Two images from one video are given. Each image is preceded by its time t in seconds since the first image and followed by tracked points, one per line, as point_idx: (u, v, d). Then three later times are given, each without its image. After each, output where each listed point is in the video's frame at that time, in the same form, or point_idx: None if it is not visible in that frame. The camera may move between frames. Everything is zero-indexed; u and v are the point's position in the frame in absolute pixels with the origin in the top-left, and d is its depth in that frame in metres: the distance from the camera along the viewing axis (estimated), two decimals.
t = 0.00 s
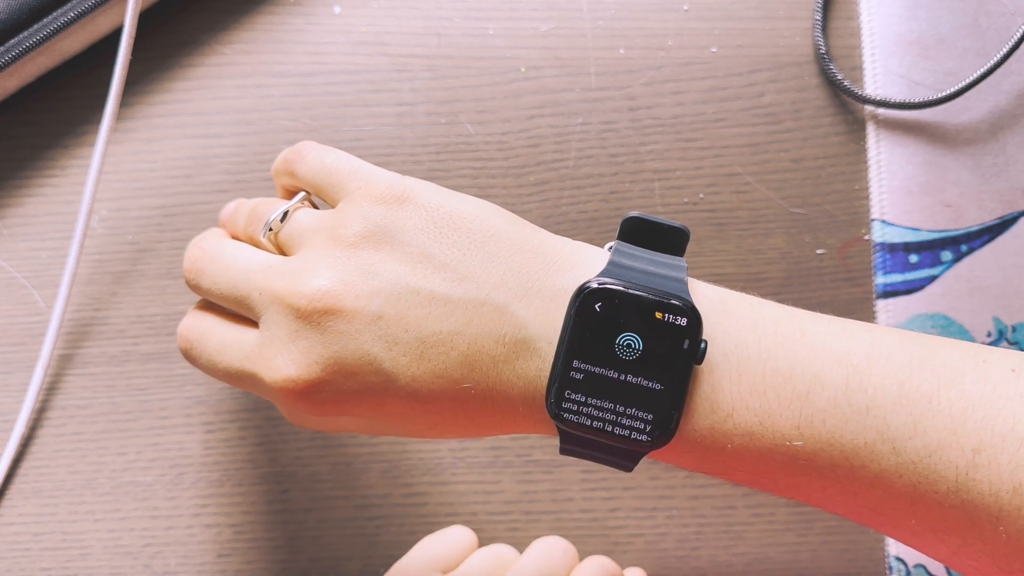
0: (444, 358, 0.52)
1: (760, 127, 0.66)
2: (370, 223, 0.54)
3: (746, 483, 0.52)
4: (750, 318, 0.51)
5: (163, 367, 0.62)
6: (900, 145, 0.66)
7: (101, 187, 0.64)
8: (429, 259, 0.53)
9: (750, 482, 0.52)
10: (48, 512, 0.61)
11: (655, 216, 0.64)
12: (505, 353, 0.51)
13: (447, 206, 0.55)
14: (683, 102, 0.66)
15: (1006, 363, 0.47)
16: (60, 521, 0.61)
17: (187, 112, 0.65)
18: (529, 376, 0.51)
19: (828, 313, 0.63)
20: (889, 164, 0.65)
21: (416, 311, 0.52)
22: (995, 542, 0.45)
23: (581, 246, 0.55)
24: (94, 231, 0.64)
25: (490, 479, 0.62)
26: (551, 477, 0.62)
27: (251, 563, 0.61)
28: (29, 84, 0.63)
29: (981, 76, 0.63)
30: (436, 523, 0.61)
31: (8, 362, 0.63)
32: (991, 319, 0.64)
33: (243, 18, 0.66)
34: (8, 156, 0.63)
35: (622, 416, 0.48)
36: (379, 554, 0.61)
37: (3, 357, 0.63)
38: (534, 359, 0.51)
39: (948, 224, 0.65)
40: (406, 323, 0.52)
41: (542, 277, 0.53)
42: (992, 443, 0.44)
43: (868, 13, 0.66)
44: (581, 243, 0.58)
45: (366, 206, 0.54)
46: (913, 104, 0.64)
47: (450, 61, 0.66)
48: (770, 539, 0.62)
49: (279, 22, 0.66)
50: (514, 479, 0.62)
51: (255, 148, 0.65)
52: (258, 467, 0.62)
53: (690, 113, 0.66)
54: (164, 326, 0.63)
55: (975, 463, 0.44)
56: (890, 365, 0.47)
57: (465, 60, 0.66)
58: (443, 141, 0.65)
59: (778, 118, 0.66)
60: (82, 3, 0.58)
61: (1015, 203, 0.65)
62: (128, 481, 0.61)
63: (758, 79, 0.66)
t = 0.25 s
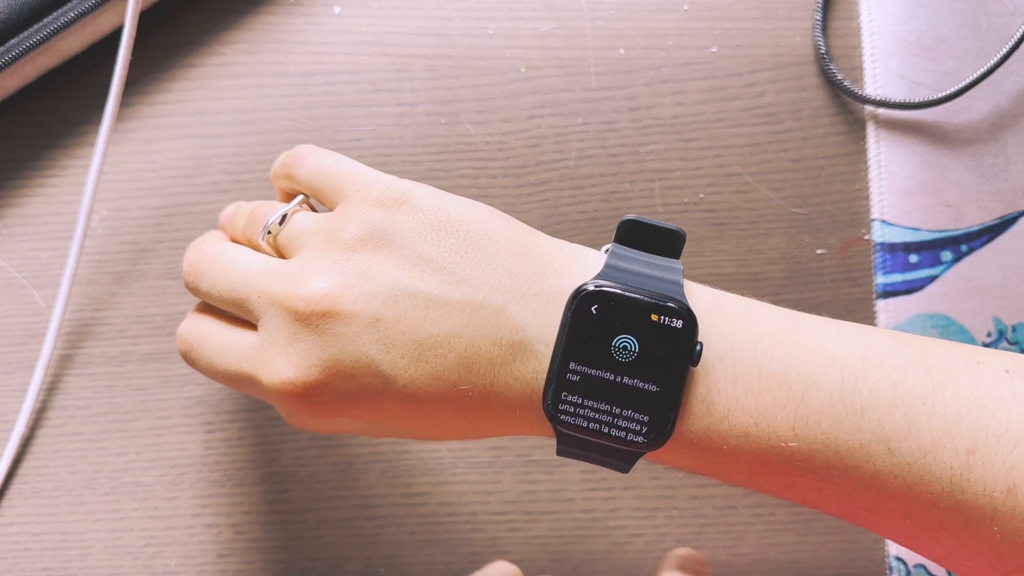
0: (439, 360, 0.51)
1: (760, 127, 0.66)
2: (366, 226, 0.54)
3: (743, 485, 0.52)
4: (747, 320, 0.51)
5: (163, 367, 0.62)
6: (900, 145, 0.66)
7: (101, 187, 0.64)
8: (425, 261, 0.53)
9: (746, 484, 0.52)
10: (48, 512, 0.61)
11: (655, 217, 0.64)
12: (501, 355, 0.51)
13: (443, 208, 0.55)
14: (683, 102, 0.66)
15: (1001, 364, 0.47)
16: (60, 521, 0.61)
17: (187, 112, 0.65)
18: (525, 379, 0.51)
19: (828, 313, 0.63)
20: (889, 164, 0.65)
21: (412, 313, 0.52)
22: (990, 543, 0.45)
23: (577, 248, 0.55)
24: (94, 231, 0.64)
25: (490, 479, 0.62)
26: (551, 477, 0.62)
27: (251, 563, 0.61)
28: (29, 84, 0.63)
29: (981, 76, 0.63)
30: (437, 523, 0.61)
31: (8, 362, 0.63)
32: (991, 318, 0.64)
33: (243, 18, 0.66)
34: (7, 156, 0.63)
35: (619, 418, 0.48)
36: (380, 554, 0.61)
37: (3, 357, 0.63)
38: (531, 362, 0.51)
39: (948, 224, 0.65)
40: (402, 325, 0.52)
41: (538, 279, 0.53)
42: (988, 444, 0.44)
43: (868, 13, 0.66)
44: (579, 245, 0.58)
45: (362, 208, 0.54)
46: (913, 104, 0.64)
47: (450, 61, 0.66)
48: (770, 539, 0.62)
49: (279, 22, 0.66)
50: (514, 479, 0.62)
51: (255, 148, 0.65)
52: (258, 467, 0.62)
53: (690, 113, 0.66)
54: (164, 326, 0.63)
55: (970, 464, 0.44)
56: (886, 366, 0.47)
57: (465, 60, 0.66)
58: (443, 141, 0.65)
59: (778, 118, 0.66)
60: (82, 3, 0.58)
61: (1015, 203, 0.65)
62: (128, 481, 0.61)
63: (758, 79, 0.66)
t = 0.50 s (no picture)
0: (434, 364, 0.51)
1: (760, 127, 0.66)
2: (359, 230, 0.54)
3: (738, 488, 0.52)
4: (740, 323, 0.51)
5: (163, 367, 0.63)
6: (900, 145, 0.66)
7: (101, 187, 0.64)
8: (419, 265, 0.53)
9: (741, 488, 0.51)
10: (49, 512, 0.61)
11: (655, 217, 0.64)
12: (495, 359, 0.51)
13: (437, 212, 0.55)
14: (683, 102, 0.66)
15: (996, 367, 0.47)
16: (60, 521, 0.61)
17: (187, 112, 0.65)
18: (519, 382, 0.51)
19: (827, 313, 0.63)
20: (889, 164, 0.65)
21: (406, 317, 0.52)
22: (985, 545, 0.45)
23: (571, 251, 0.55)
24: (94, 231, 0.64)
25: (490, 480, 0.62)
26: (551, 477, 0.62)
27: (251, 563, 0.61)
28: (29, 84, 0.63)
29: (981, 76, 0.63)
30: (436, 523, 0.61)
31: (8, 362, 0.63)
32: (991, 318, 0.64)
33: (243, 18, 0.66)
34: (8, 156, 0.63)
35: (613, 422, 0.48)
36: (380, 554, 0.61)
37: (3, 357, 0.63)
38: (525, 366, 0.51)
39: (948, 224, 0.65)
40: (396, 329, 0.52)
41: (532, 283, 0.53)
42: (982, 447, 0.44)
43: (868, 13, 0.66)
44: (574, 247, 0.58)
45: (355, 212, 0.54)
46: (913, 104, 0.64)
47: (450, 61, 0.66)
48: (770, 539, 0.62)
49: (279, 22, 0.66)
50: (514, 479, 0.62)
51: (255, 148, 0.65)
52: (258, 467, 0.62)
53: (690, 113, 0.66)
54: (163, 326, 0.63)
55: (965, 467, 0.44)
56: (880, 370, 0.47)
57: (465, 60, 0.66)
58: (443, 141, 0.65)
59: (778, 118, 0.66)
60: (82, 3, 0.58)
61: (1015, 203, 0.65)
62: (128, 481, 0.61)
63: (758, 79, 0.66)
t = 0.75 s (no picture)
0: (445, 356, 0.52)
1: (760, 127, 0.66)
2: (371, 221, 0.54)
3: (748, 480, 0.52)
4: (752, 315, 0.50)
5: (163, 367, 0.62)
6: (900, 145, 0.66)
7: (101, 187, 0.64)
8: (430, 256, 0.53)
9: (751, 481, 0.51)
10: (48, 512, 0.61)
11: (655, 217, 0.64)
12: (506, 351, 0.51)
13: (448, 204, 0.55)
14: (683, 102, 0.66)
15: (1006, 363, 0.47)
16: (60, 521, 0.61)
17: (186, 112, 0.65)
18: (530, 374, 0.51)
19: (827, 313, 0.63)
20: (889, 165, 0.65)
21: (417, 308, 0.52)
22: (994, 539, 0.46)
23: (582, 244, 0.55)
24: (94, 231, 0.64)
25: (490, 479, 0.62)
26: (551, 477, 0.62)
27: (251, 563, 0.61)
28: (29, 84, 0.63)
29: (981, 76, 0.63)
30: (437, 523, 0.61)
31: (8, 362, 0.63)
32: (991, 319, 0.64)
33: (243, 18, 0.66)
34: (7, 156, 0.63)
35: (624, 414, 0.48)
36: (380, 554, 0.61)
37: (3, 357, 0.63)
38: (536, 357, 0.51)
39: (948, 224, 0.65)
40: (407, 320, 0.52)
41: (543, 275, 0.53)
42: (993, 441, 0.45)
43: (868, 13, 0.66)
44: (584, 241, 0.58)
45: (366, 203, 0.54)
46: (912, 104, 0.64)
47: (450, 61, 0.66)
48: (770, 539, 0.61)
49: (279, 22, 0.66)
50: (514, 479, 0.62)
51: (255, 148, 0.65)
52: (259, 467, 0.62)
53: (690, 113, 0.66)
54: (164, 326, 0.63)
55: (976, 462, 0.45)
56: (892, 363, 0.47)
57: (465, 60, 0.66)
58: (443, 141, 0.65)
59: (778, 118, 0.66)
60: (82, 3, 0.58)
61: (1015, 203, 0.65)
62: (128, 481, 0.61)
63: (758, 79, 0.66)
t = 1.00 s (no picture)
0: (445, 354, 0.52)
1: (760, 127, 0.66)
2: (371, 218, 0.53)
3: (748, 479, 0.52)
4: (752, 313, 0.50)
5: (163, 367, 0.63)
6: (900, 145, 0.66)
7: (101, 187, 0.64)
8: (430, 254, 0.53)
9: (751, 479, 0.51)
10: (49, 512, 0.61)
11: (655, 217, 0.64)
12: (507, 349, 0.52)
13: (448, 202, 0.55)
14: (683, 102, 0.66)
15: (1006, 362, 0.47)
16: (60, 521, 0.61)
17: (187, 112, 0.65)
18: (530, 372, 0.51)
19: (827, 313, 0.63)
20: (889, 165, 0.65)
21: (417, 306, 0.52)
22: (994, 538, 0.46)
23: (582, 242, 0.55)
24: (94, 231, 0.64)
25: (490, 479, 0.62)
26: (551, 477, 0.62)
27: (251, 563, 0.61)
28: (29, 84, 0.63)
29: (981, 76, 0.63)
30: (436, 523, 0.61)
31: (8, 362, 0.63)
32: (991, 319, 0.64)
33: (243, 18, 0.66)
34: (7, 156, 0.63)
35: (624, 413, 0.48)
36: (380, 553, 0.61)
37: (3, 357, 0.63)
38: (537, 355, 0.52)
39: (948, 224, 0.65)
40: (407, 318, 0.52)
41: (544, 273, 0.53)
42: (993, 440, 0.45)
43: (868, 13, 0.66)
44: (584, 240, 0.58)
45: (366, 201, 0.54)
46: (912, 104, 0.64)
47: (450, 61, 0.66)
48: (770, 539, 0.61)
49: (279, 22, 0.66)
50: (514, 479, 0.62)
51: (255, 148, 0.65)
52: (258, 467, 0.62)
53: (690, 113, 0.66)
54: (163, 326, 0.63)
55: (976, 460, 0.45)
56: (893, 361, 0.47)
57: (465, 60, 0.66)
58: (443, 141, 0.65)
59: (778, 118, 0.66)
60: (82, 3, 0.58)
61: (1015, 203, 0.65)
62: (128, 481, 0.61)
63: (758, 79, 0.66)
